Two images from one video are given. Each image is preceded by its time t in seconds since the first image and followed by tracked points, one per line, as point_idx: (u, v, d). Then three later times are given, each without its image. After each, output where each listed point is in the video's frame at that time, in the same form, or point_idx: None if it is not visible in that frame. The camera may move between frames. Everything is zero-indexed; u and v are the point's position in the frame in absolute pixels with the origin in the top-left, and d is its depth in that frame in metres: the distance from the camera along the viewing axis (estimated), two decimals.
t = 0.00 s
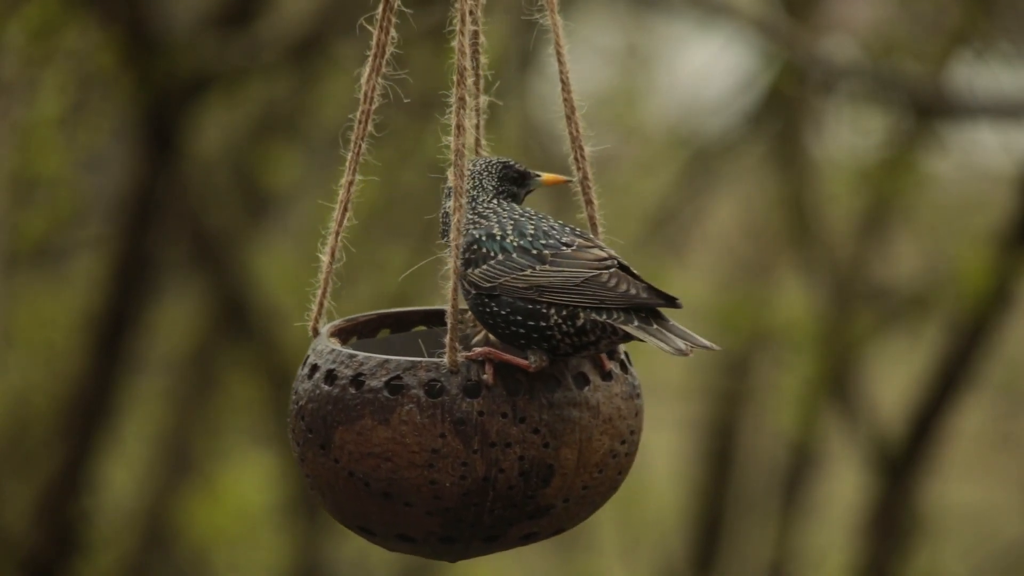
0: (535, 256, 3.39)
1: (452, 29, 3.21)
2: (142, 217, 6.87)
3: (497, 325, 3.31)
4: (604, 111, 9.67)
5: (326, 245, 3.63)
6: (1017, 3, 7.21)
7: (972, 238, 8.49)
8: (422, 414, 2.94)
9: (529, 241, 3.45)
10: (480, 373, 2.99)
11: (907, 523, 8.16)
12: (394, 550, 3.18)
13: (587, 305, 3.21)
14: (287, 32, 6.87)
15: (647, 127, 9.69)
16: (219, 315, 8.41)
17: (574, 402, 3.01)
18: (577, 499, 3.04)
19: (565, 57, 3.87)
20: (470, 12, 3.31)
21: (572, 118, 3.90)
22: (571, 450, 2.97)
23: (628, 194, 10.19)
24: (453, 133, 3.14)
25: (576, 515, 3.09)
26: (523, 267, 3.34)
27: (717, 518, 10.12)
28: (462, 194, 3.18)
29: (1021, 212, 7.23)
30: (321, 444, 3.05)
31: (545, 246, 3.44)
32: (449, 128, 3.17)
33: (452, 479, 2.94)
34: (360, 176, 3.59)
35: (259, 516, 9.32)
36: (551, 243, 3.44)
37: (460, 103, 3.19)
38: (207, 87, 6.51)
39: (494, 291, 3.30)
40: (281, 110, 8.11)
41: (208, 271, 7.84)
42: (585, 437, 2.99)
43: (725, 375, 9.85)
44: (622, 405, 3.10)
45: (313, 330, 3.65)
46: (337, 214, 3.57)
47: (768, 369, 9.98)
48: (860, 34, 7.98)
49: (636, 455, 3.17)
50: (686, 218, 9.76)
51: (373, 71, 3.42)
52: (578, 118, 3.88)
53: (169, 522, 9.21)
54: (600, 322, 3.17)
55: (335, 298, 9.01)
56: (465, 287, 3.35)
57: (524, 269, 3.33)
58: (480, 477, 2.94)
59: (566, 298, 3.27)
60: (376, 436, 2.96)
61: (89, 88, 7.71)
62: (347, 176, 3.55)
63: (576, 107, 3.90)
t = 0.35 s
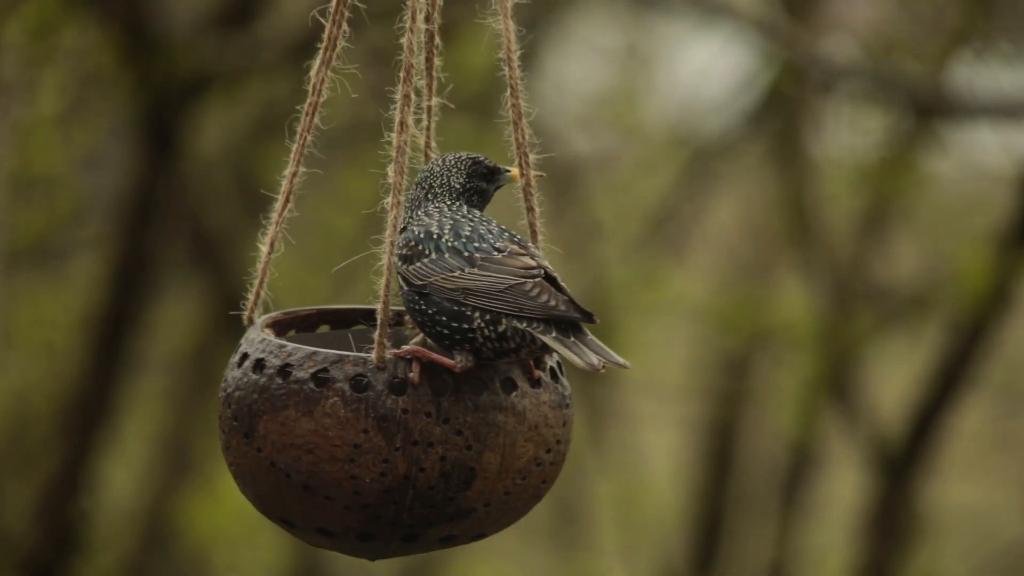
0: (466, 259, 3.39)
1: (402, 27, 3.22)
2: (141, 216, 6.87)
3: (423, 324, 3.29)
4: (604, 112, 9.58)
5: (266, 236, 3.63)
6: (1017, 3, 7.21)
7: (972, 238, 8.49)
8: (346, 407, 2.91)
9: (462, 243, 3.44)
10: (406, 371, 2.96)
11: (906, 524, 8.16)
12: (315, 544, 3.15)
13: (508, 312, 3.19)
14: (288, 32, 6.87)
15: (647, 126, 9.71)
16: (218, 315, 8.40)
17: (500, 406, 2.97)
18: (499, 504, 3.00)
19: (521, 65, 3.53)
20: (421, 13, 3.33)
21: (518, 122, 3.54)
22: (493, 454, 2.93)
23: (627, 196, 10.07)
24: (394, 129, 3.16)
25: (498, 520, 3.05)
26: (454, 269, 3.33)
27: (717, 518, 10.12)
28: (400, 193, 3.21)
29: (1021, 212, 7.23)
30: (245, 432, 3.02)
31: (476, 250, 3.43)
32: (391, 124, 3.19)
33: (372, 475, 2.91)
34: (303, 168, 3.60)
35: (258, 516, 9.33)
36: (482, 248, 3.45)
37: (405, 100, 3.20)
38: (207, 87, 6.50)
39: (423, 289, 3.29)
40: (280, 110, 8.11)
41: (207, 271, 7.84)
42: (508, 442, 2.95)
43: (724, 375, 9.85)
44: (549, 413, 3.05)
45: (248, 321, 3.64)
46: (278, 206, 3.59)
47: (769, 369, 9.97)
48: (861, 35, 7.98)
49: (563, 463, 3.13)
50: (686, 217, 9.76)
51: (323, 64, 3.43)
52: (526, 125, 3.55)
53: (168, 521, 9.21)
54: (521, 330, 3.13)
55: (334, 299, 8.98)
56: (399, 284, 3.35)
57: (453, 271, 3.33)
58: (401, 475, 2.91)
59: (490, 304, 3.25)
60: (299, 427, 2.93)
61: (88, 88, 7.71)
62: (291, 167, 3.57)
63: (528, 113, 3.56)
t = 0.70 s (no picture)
0: (445, 256, 3.41)
1: (388, 25, 3.23)
2: (141, 217, 6.87)
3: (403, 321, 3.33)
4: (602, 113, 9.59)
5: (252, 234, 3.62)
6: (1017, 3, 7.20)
7: (973, 238, 8.48)
8: (328, 405, 2.92)
9: (442, 241, 3.47)
10: (388, 369, 2.96)
11: (906, 524, 8.16)
12: (297, 542, 3.14)
13: (483, 312, 3.22)
14: (288, 32, 6.87)
15: (647, 126, 9.70)
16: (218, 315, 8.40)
17: (482, 406, 2.97)
18: (480, 504, 2.99)
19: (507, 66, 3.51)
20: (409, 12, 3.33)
21: (505, 123, 3.52)
22: (475, 454, 2.93)
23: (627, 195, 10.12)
24: (379, 127, 3.17)
25: (481, 521, 3.05)
26: (433, 267, 3.36)
27: (717, 517, 10.13)
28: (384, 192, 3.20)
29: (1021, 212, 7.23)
30: (228, 428, 3.02)
31: (455, 248, 3.45)
32: (376, 123, 3.20)
33: (354, 474, 2.91)
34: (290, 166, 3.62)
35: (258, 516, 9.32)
36: (462, 246, 3.48)
37: (390, 99, 3.21)
38: (207, 87, 6.50)
39: (403, 287, 3.32)
40: (280, 110, 8.12)
41: (208, 272, 7.84)
42: (490, 442, 2.95)
43: (724, 375, 9.85)
44: (532, 415, 3.05)
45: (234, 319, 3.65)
46: (265, 203, 3.59)
47: (769, 369, 9.97)
48: (862, 34, 7.96)
49: (547, 466, 3.13)
50: (686, 217, 9.76)
51: (310, 63, 3.45)
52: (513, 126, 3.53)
53: (168, 521, 9.21)
54: (496, 332, 3.17)
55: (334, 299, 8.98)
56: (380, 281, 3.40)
57: (432, 269, 3.35)
58: (382, 473, 2.91)
59: (467, 304, 3.28)
60: (281, 424, 2.93)
61: (88, 88, 7.71)
62: (278, 164, 3.59)
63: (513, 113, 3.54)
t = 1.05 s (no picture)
0: (485, 256, 3.45)
1: (419, 27, 3.21)
2: (141, 218, 6.87)
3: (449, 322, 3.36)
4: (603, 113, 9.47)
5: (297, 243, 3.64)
6: (1017, 3, 7.19)
7: (973, 237, 8.48)
8: (382, 409, 2.98)
9: (482, 242, 3.50)
10: (440, 371, 3.03)
11: (906, 524, 8.17)
12: (359, 549, 3.21)
13: (531, 309, 3.27)
14: (288, 32, 6.88)
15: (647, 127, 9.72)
16: (219, 315, 8.40)
17: (536, 403, 3.03)
18: (539, 501, 3.06)
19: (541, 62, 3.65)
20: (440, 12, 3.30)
21: (541, 122, 3.69)
22: (532, 452, 3.00)
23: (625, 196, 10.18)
24: (417, 129, 3.15)
25: (540, 518, 3.12)
26: (475, 268, 3.39)
27: (717, 517, 10.13)
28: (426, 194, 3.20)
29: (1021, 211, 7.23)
30: (284, 439, 3.09)
31: (495, 246, 3.49)
32: (413, 126, 3.18)
33: (412, 477, 2.98)
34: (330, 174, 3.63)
35: (258, 516, 9.33)
36: (503, 246, 3.51)
37: (426, 101, 3.19)
38: (207, 87, 6.51)
39: (449, 291, 3.35)
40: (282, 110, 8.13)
41: (209, 272, 7.84)
42: (546, 440, 3.02)
43: (724, 375, 9.85)
44: (586, 410, 3.12)
45: (282, 329, 3.67)
46: (307, 211, 3.60)
47: (769, 369, 9.97)
48: (862, 34, 7.95)
49: (603, 460, 3.20)
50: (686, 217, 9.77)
51: (343, 68, 3.45)
52: (549, 123, 3.71)
53: (168, 521, 9.21)
54: (543, 329, 3.22)
55: (335, 300, 8.99)
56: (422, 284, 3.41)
57: (474, 270, 3.38)
58: (440, 475, 2.97)
59: (513, 302, 3.32)
60: (337, 431, 3.00)
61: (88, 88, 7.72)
62: (318, 174, 3.62)
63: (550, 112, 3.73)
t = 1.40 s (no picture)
0: (560, 258, 3.39)
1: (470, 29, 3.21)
2: (141, 218, 6.86)
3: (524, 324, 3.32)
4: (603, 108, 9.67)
5: (360, 251, 3.59)
6: (1017, 3, 7.15)
7: (972, 237, 8.47)
8: (454, 413, 2.96)
9: (554, 242, 3.44)
10: (510, 372, 3.01)
11: (906, 525, 8.17)
12: (439, 553, 3.19)
13: (608, 314, 3.21)
14: (288, 32, 6.88)
15: (646, 127, 9.73)
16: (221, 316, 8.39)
17: (607, 398, 3.01)
18: (617, 494, 3.03)
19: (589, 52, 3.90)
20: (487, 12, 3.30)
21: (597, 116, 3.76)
22: (607, 446, 2.98)
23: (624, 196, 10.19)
24: (472, 132, 3.15)
25: (618, 511, 3.09)
26: (548, 270, 3.35)
27: (717, 517, 10.13)
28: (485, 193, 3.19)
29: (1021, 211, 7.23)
30: (358, 448, 3.07)
31: (571, 247, 3.44)
32: (469, 128, 3.18)
33: (488, 478, 2.95)
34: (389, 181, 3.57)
35: (258, 516, 9.33)
36: (577, 247, 3.45)
37: (480, 102, 3.18)
38: (207, 87, 6.51)
39: (522, 292, 3.31)
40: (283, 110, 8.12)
41: (209, 271, 7.83)
42: (620, 433, 2.99)
43: (724, 375, 9.85)
44: (658, 400, 3.09)
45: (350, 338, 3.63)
46: (369, 220, 3.55)
47: (768, 370, 9.97)
48: (862, 35, 7.94)
49: (678, 450, 3.16)
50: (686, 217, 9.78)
51: (397, 75, 3.41)
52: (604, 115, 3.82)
53: (168, 521, 9.21)
54: (620, 334, 3.17)
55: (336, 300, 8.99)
56: (495, 286, 3.37)
57: (548, 273, 3.33)
58: (516, 475, 2.95)
59: (589, 306, 3.26)
60: (410, 437, 2.98)
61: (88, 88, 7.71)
62: (376, 181, 3.54)
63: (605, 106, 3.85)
